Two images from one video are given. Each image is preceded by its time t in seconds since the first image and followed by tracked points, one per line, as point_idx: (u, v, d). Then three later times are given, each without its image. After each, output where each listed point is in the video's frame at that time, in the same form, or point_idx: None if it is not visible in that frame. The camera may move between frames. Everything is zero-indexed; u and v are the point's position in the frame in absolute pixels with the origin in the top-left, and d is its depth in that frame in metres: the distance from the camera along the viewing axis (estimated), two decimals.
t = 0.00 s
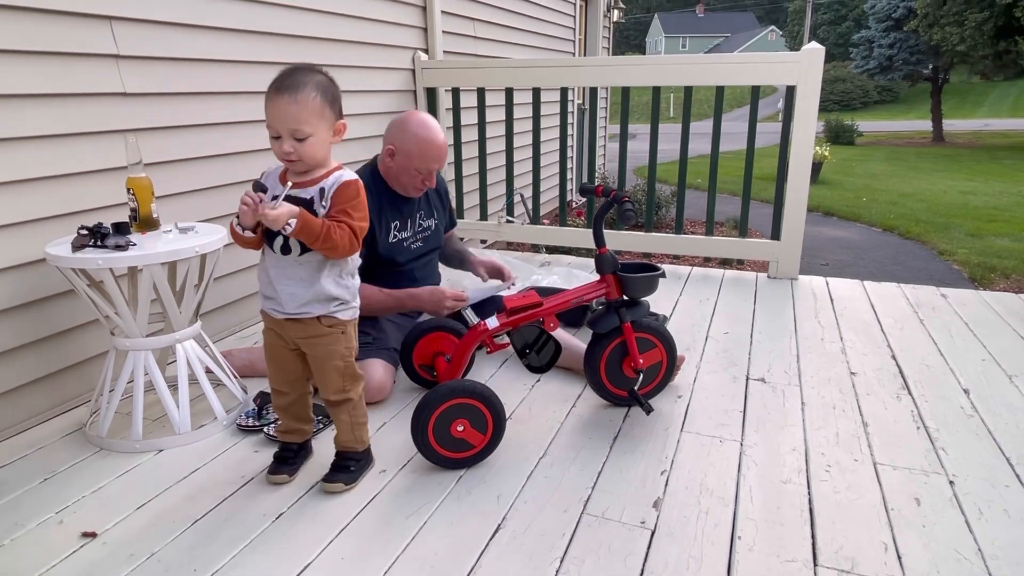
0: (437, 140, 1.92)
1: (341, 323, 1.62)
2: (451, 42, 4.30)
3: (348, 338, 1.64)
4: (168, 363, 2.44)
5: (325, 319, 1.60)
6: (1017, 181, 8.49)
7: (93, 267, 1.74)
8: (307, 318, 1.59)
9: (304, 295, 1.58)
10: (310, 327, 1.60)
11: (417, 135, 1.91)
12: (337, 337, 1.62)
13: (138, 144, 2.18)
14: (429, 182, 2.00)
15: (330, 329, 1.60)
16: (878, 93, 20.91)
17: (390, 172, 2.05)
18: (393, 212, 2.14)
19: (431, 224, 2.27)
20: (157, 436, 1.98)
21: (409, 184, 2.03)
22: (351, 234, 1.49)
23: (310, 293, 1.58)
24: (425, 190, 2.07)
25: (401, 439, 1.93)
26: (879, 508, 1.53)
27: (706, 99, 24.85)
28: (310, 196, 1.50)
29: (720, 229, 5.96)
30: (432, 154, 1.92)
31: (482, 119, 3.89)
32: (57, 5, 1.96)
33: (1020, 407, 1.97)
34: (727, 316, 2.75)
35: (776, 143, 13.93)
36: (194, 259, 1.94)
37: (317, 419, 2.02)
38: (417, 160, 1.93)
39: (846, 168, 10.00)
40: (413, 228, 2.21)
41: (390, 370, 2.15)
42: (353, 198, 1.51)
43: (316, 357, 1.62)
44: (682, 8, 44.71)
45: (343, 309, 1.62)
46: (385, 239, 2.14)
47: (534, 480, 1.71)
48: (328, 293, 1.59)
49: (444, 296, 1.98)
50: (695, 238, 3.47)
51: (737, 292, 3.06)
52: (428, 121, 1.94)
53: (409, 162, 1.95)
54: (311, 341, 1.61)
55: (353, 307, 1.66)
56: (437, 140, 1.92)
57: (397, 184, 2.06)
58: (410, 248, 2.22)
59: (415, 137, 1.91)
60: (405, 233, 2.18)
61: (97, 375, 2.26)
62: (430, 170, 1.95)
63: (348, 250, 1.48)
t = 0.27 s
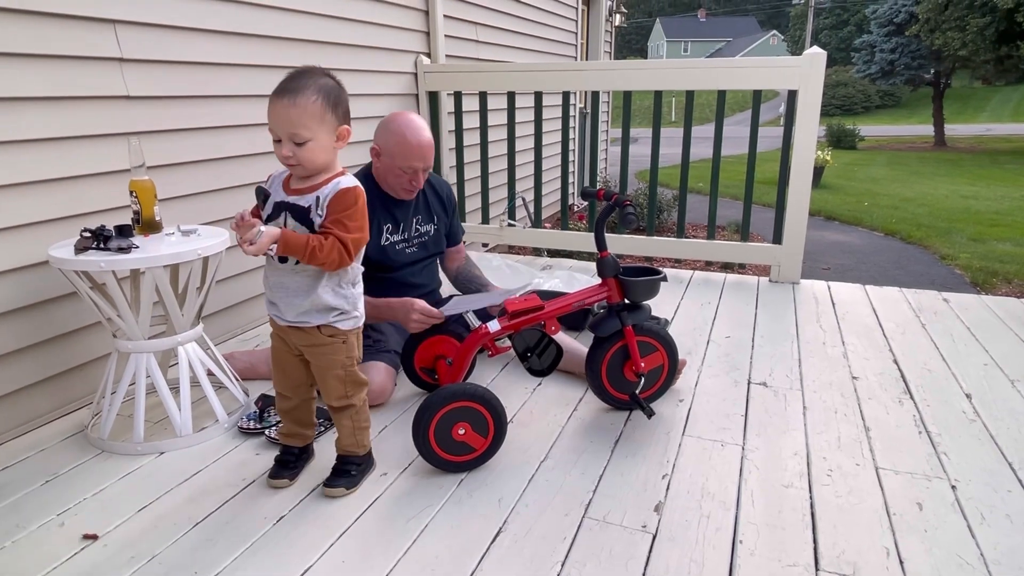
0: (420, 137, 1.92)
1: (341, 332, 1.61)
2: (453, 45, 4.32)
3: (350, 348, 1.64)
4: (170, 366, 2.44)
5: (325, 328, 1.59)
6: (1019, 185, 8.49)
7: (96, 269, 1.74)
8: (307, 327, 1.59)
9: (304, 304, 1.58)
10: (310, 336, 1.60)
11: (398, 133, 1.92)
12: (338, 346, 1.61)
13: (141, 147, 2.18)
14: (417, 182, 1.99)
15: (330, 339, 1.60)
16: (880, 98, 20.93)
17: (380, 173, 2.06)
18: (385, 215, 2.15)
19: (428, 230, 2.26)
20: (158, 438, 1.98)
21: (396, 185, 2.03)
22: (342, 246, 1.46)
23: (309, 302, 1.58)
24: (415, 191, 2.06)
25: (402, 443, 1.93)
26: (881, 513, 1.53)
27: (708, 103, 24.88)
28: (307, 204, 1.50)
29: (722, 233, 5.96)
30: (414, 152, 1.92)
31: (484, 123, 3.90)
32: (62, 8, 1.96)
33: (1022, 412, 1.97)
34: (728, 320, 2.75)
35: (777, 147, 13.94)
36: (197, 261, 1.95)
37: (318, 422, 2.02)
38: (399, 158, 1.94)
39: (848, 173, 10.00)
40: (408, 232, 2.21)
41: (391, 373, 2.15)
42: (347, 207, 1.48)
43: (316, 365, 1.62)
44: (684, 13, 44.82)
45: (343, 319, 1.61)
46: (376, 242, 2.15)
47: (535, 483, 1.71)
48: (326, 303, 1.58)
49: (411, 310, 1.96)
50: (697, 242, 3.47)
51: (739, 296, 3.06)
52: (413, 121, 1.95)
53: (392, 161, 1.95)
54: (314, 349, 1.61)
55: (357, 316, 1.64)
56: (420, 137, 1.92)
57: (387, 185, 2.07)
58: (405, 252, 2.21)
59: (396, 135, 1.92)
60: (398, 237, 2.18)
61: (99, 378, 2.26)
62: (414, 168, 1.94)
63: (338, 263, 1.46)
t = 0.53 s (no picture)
0: (436, 151, 1.91)
1: (341, 335, 1.61)
2: (454, 48, 4.32)
3: (350, 351, 1.64)
4: (171, 367, 2.44)
5: (325, 331, 1.59)
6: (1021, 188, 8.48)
7: (97, 271, 1.74)
8: (307, 329, 1.59)
9: (304, 307, 1.58)
10: (310, 339, 1.60)
11: (416, 146, 1.91)
12: (338, 349, 1.61)
13: (143, 149, 2.19)
14: (427, 192, 1.99)
15: (330, 342, 1.60)
16: (882, 101, 20.94)
17: (391, 181, 2.05)
18: (391, 221, 2.14)
19: (433, 236, 2.27)
20: (158, 439, 1.98)
21: (407, 193, 2.03)
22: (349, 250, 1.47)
23: (309, 305, 1.58)
24: (424, 201, 2.06)
25: (402, 445, 1.93)
26: (882, 517, 1.52)
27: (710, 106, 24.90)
28: (309, 207, 1.50)
29: (723, 235, 5.96)
30: (428, 165, 1.91)
31: (486, 125, 3.91)
32: (64, 10, 1.97)
33: None
34: (729, 323, 2.75)
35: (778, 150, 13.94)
36: (199, 263, 1.95)
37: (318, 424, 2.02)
38: (413, 170, 1.93)
39: (849, 176, 10.00)
40: (413, 239, 2.21)
41: (392, 376, 2.16)
42: (349, 211, 1.48)
43: (318, 368, 1.62)
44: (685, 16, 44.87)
45: (343, 322, 1.61)
46: (382, 249, 2.15)
47: (535, 486, 1.71)
48: (326, 306, 1.58)
49: (417, 314, 1.93)
50: (698, 245, 3.47)
51: (740, 299, 3.06)
52: (430, 132, 1.94)
53: (406, 171, 1.94)
54: (314, 352, 1.61)
55: (356, 319, 1.65)
56: (437, 151, 1.91)
57: (398, 193, 2.07)
58: (410, 258, 2.21)
59: (413, 147, 1.91)
60: (403, 244, 2.18)
61: (100, 379, 2.26)
62: (427, 181, 1.94)
63: (346, 266, 1.46)
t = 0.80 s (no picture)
0: (436, 154, 1.91)
1: (342, 336, 1.61)
2: (455, 50, 4.33)
3: (350, 351, 1.64)
4: (171, 368, 2.44)
5: (326, 332, 1.59)
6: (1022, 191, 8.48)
7: (98, 272, 1.74)
8: (308, 330, 1.59)
9: (305, 308, 1.58)
10: (311, 340, 1.60)
11: (416, 149, 1.91)
12: (339, 350, 1.61)
13: (144, 150, 2.19)
14: (427, 196, 1.99)
15: (331, 342, 1.60)
16: (883, 103, 20.93)
17: (391, 183, 2.05)
18: (392, 223, 2.15)
19: (434, 238, 2.27)
20: (158, 440, 1.98)
21: (407, 196, 2.03)
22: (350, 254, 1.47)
23: (310, 306, 1.58)
24: (424, 203, 2.06)
25: (402, 447, 1.93)
26: (882, 520, 1.52)
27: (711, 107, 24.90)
28: (312, 209, 1.50)
29: (724, 237, 5.96)
30: (428, 169, 1.91)
31: (487, 127, 3.91)
32: (66, 12, 1.98)
33: None
34: (730, 325, 2.75)
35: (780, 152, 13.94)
36: (200, 264, 1.95)
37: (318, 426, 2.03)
38: (413, 174, 1.93)
39: (850, 178, 9.99)
40: (414, 241, 2.21)
41: (392, 377, 2.16)
42: (352, 214, 1.48)
43: (320, 369, 1.62)
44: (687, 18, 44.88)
45: (344, 323, 1.61)
46: (383, 250, 2.15)
47: (534, 488, 1.71)
48: (327, 307, 1.58)
49: (416, 317, 1.94)
50: (699, 247, 3.47)
51: (740, 301, 3.06)
52: (431, 135, 1.94)
53: (406, 175, 1.94)
54: (314, 353, 1.61)
55: (357, 320, 1.65)
56: (437, 155, 1.91)
57: (398, 196, 2.07)
58: (411, 260, 2.22)
59: (414, 151, 1.91)
60: (405, 245, 2.19)
61: (100, 380, 2.27)
62: (427, 185, 1.94)
63: (347, 270, 1.46)
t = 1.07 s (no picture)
0: (437, 153, 1.91)
1: (342, 337, 1.61)
2: (458, 49, 4.33)
3: (350, 352, 1.64)
4: (172, 367, 2.44)
5: (325, 332, 1.59)
6: None
7: (99, 270, 1.75)
8: (308, 331, 1.59)
9: (304, 308, 1.58)
10: (311, 340, 1.60)
11: (417, 148, 1.91)
12: (338, 350, 1.61)
13: (146, 149, 2.20)
14: (428, 195, 1.99)
15: (331, 343, 1.60)
16: (885, 105, 20.92)
17: (392, 183, 2.05)
18: (394, 222, 2.15)
19: (435, 238, 2.27)
20: (159, 439, 1.98)
21: (408, 196, 2.03)
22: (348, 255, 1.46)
23: (310, 306, 1.58)
24: (425, 203, 2.06)
25: (402, 446, 1.93)
26: (883, 521, 1.52)
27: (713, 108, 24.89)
28: (311, 209, 1.50)
29: (725, 238, 5.96)
30: (429, 168, 1.91)
31: (489, 127, 3.91)
32: (69, 10, 1.98)
33: None
34: (731, 326, 2.74)
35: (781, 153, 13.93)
36: (201, 264, 1.95)
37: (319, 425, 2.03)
38: (414, 174, 1.93)
39: (852, 180, 9.98)
40: (416, 240, 2.21)
41: (393, 376, 2.16)
42: (352, 215, 1.48)
43: (320, 368, 1.62)
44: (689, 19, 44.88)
45: (344, 323, 1.61)
46: (385, 250, 2.15)
47: (535, 488, 1.71)
48: (327, 307, 1.58)
49: (417, 316, 1.94)
50: (700, 248, 3.47)
51: (741, 302, 3.05)
52: (432, 135, 1.94)
53: (407, 174, 1.94)
54: (314, 353, 1.61)
55: (357, 320, 1.65)
56: (437, 155, 1.91)
57: (399, 195, 2.07)
58: (413, 259, 2.22)
59: (414, 151, 1.91)
60: (407, 245, 2.19)
61: (101, 379, 2.27)
62: (428, 185, 1.94)
63: (344, 272, 1.47)
